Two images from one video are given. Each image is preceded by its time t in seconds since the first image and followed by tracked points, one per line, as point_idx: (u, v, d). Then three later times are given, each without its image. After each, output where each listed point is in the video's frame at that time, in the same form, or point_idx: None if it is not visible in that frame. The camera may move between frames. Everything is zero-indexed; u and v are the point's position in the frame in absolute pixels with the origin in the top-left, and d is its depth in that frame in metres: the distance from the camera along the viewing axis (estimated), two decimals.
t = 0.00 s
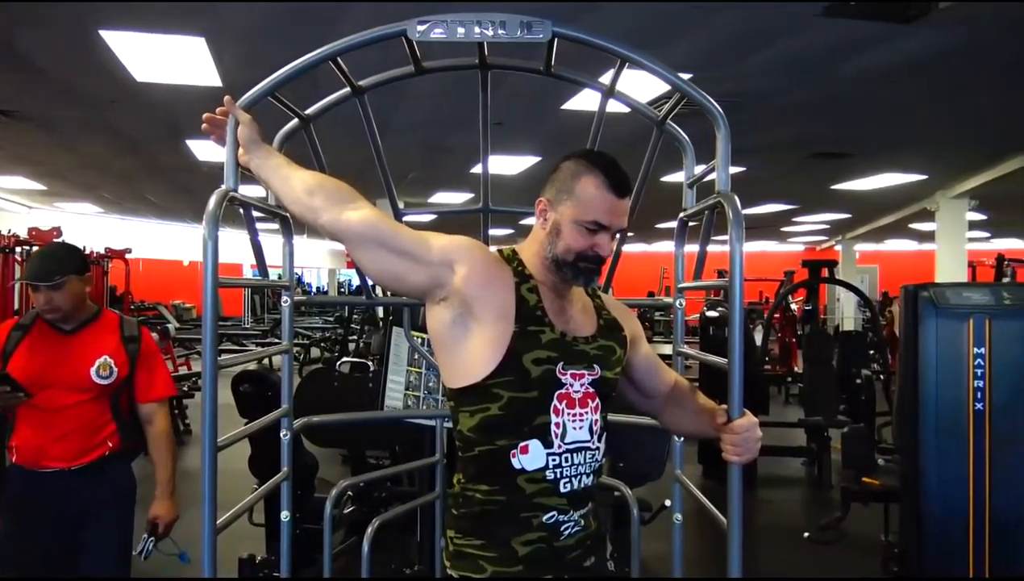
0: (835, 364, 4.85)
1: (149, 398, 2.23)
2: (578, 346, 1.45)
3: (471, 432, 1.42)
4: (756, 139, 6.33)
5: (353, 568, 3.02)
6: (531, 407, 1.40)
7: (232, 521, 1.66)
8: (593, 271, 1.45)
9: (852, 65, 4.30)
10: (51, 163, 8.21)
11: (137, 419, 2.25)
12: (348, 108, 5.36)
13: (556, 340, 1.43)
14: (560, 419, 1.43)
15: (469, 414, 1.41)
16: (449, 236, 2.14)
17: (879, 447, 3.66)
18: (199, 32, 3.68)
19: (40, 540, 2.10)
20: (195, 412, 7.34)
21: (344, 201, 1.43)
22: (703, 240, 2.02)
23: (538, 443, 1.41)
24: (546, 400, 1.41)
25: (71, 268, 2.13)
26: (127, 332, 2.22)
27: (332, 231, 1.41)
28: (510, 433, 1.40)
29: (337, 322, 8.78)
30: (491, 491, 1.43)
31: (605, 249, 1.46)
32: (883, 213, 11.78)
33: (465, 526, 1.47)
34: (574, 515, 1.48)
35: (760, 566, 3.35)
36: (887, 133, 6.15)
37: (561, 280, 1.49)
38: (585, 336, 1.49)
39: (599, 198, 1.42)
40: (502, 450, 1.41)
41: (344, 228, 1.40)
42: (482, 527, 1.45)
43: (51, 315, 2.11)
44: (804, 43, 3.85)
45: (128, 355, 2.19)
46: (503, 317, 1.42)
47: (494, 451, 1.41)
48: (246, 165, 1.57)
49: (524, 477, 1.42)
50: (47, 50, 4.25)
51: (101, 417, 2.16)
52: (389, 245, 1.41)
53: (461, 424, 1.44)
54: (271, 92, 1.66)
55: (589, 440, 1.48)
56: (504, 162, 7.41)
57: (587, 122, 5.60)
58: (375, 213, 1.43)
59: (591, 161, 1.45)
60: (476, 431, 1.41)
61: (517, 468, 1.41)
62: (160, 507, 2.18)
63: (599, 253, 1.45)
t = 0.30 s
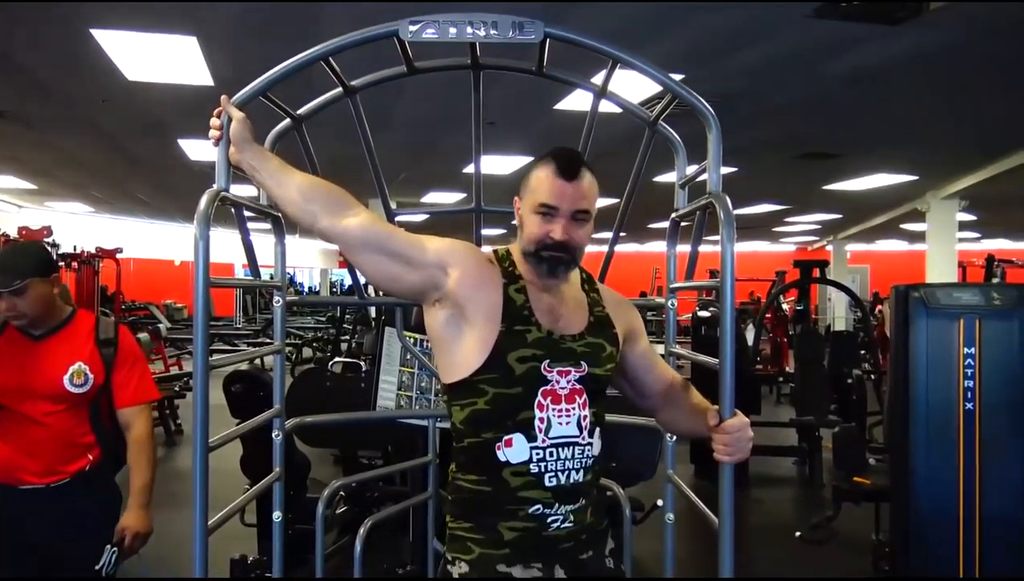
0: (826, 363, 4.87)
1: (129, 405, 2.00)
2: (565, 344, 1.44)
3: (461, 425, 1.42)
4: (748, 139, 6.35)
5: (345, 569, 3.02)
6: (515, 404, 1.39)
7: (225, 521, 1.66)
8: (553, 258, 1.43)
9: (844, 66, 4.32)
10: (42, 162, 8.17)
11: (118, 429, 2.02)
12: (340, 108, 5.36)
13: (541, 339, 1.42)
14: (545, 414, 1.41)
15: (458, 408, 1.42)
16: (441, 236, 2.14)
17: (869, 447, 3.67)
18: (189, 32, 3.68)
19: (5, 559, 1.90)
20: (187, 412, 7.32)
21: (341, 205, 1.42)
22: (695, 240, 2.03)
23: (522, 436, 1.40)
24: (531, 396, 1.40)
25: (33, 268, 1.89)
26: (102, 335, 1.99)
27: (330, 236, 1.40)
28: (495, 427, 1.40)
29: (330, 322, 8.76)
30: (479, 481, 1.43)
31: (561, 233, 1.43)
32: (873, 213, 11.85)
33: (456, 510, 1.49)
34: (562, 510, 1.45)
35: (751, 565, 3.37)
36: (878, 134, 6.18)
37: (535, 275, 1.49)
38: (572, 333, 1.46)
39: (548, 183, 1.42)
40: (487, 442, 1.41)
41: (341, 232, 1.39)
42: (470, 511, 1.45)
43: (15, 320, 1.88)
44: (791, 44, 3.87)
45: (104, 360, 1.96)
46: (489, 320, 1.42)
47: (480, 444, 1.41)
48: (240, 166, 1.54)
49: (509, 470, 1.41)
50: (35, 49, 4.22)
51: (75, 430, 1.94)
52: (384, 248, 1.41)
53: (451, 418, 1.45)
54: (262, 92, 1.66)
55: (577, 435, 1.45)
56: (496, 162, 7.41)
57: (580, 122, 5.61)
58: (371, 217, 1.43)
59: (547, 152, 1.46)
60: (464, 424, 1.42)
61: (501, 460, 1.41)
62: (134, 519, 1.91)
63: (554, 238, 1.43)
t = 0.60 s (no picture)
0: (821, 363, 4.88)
1: (89, 413, 1.78)
2: (541, 347, 1.38)
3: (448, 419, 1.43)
4: (744, 139, 6.36)
5: (342, 569, 3.01)
6: (488, 405, 1.37)
7: (222, 521, 1.66)
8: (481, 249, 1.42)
9: (838, 66, 4.33)
10: (37, 163, 8.16)
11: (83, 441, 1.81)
12: (336, 108, 5.37)
13: (517, 342, 1.37)
14: (517, 414, 1.37)
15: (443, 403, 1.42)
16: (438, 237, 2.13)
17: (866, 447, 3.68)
18: (186, 32, 3.68)
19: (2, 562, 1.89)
20: (182, 413, 7.31)
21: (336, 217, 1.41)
22: (691, 240, 2.03)
23: (495, 434, 1.38)
24: (504, 397, 1.37)
25: None
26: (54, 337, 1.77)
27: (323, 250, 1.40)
28: (473, 422, 1.39)
29: (326, 322, 8.75)
30: (461, 470, 1.43)
31: (484, 222, 1.41)
32: (868, 213, 11.88)
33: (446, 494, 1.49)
34: (537, 507, 1.40)
35: (747, 565, 3.37)
36: (873, 134, 6.20)
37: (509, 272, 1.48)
38: (549, 337, 1.40)
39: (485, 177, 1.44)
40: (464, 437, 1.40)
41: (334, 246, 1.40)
42: (454, 496, 1.45)
43: None
44: (787, 44, 3.87)
45: (58, 364, 1.75)
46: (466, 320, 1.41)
47: (462, 438, 1.41)
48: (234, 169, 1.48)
49: (485, 464, 1.40)
50: (29, 49, 4.21)
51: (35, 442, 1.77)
52: (377, 259, 1.42)
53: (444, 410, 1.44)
54: (257, 92, 1.65)
55: (552, 436, 1.39)
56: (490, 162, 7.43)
57: (576, 122, 5.62)
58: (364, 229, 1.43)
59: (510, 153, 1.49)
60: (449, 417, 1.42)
61: (479, 454, 1.40)
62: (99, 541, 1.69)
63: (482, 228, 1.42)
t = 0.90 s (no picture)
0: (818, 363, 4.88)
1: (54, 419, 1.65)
2: (491, 347, 1.38)
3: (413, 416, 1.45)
4: (740, 139, 6.37)
5: (340, 569, 3.01)
6: (439, 402, 1.38)
7: (218, 522, 1.65)
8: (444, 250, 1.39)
9: (834, 66, 4.34)
10: (33, 163, 8.13)
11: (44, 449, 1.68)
12: (333, 108, 5.36)
13: (467, 342, 1.38)
14: (465, 411, 1.37)
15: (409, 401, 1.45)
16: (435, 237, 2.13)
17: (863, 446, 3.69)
18: (183, 32, 3.67)
19: None
20: (179, 414, 7.30)
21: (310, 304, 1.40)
22: (687, 240, 2.03)
23: (444, 431, 1.38)
24: (454, 394, 1.37)
25: None
26: (14, 337, 1.63)
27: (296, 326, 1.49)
28: (427, 419, 1.40)
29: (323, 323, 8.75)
30: (418, 466, 1.45)
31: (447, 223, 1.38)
32: (865, 212, 11.91)
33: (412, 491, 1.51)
34: (484, 507, 1.39)
35: (745, 564, 3.38)
36: (868, 133, 6.21)
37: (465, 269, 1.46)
38: (500, 336, 1.39)
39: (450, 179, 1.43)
40: (420, 433, 1.41)
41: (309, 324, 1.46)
42: (416, 493, 1.47)
43: None
44: (783, 44, 3.88)
45: (18, 366, 1.62)
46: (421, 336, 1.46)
47: (418, 434, 1.43)
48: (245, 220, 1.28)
49: (435, 460, 1.40)
50: (25, 50, 4.20)
51: None
52: (352, 309, 1.48)
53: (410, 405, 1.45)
54: (254, 93, 1.65)
55: (499, 436, 1.38)
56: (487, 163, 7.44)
57: (573, 122, 5.63)
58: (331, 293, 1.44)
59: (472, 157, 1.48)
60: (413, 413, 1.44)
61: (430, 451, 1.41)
62: (68, 553, 1.60)
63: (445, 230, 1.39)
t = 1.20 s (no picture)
0: (817, 363, 4.88)
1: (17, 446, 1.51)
2: (436, 350, 1.46)
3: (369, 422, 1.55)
4: (740, 139, 6.37)
5: (339, 568, 3.02)
6: (392, 407, 1.47)
7: (217, 522, 1.65)
8: (435, 252, 1.48)
9: (831, 67, 4.34)
10: (32, 164, 8.14)
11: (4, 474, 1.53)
12: (333, 108, 5.34)
13: (414, 349, 1.46)
14: (418, 414, 1.45)
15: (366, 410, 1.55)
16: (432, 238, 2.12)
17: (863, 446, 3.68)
18: (182, 32, 3.67)
19: None
20: (178, 414, 7.30)
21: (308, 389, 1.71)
22: (686, 240, 2.03)
23: (399, 433, 1.47)
24: (406, 399, 1.46)
25: None
26: None
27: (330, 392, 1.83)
28: (381, 424, 1.49)
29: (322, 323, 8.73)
30: (377, 469, 1.53)
31: (434, 227, 1.48)
32: (864, 213, 11.90)
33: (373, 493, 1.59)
34: (439, 508, 1.47)
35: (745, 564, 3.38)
36: (867, 134, 6.22)
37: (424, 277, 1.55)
38: (447, 338, 1.47)
39: (419, 182, 1.49)
40: (377, 437, 1.50)
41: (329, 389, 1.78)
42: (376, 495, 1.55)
43: None
44: (781, 44, 3.89)
45: None
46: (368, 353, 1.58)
47: (373, 438, 1.51)
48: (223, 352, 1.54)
49: (391, 463, 1.49)
50: (23, 49, 4.18)
51: None
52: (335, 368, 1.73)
53: (370, 409, 1.54)
54: (253, 93, 1.65)
55: (451, 437, 1.45)
56: (486, 163, 7.43)
57: (572, 123, 5.63)
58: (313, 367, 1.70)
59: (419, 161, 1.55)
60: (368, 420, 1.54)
61: (386, 453, 1.49)
62: None
63: (429, 233, 1.48)
